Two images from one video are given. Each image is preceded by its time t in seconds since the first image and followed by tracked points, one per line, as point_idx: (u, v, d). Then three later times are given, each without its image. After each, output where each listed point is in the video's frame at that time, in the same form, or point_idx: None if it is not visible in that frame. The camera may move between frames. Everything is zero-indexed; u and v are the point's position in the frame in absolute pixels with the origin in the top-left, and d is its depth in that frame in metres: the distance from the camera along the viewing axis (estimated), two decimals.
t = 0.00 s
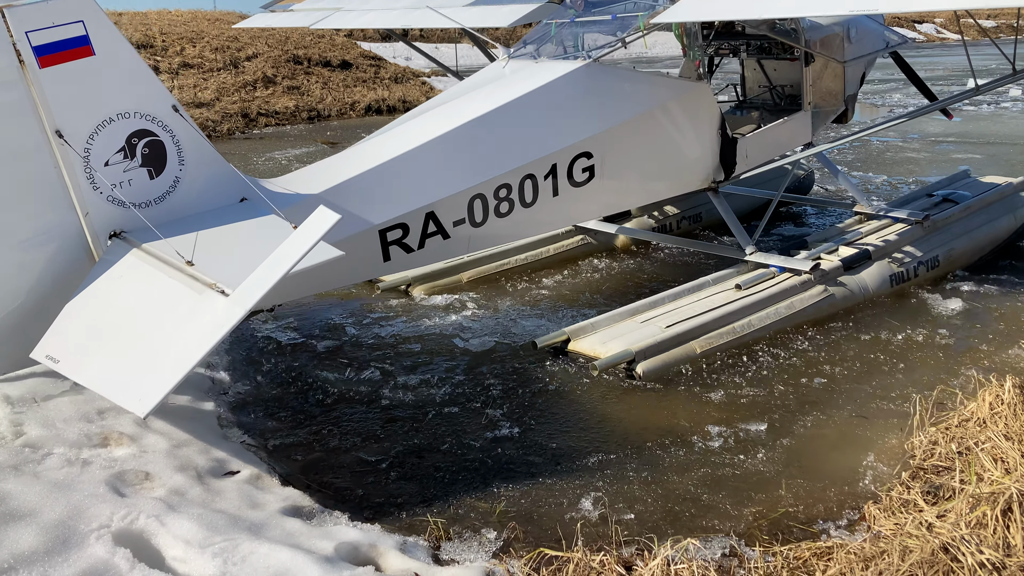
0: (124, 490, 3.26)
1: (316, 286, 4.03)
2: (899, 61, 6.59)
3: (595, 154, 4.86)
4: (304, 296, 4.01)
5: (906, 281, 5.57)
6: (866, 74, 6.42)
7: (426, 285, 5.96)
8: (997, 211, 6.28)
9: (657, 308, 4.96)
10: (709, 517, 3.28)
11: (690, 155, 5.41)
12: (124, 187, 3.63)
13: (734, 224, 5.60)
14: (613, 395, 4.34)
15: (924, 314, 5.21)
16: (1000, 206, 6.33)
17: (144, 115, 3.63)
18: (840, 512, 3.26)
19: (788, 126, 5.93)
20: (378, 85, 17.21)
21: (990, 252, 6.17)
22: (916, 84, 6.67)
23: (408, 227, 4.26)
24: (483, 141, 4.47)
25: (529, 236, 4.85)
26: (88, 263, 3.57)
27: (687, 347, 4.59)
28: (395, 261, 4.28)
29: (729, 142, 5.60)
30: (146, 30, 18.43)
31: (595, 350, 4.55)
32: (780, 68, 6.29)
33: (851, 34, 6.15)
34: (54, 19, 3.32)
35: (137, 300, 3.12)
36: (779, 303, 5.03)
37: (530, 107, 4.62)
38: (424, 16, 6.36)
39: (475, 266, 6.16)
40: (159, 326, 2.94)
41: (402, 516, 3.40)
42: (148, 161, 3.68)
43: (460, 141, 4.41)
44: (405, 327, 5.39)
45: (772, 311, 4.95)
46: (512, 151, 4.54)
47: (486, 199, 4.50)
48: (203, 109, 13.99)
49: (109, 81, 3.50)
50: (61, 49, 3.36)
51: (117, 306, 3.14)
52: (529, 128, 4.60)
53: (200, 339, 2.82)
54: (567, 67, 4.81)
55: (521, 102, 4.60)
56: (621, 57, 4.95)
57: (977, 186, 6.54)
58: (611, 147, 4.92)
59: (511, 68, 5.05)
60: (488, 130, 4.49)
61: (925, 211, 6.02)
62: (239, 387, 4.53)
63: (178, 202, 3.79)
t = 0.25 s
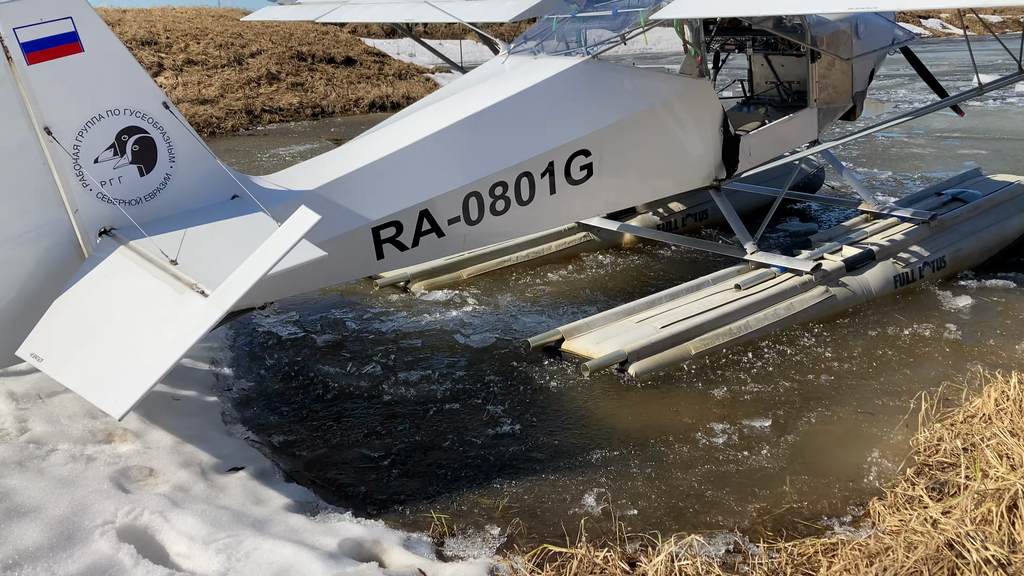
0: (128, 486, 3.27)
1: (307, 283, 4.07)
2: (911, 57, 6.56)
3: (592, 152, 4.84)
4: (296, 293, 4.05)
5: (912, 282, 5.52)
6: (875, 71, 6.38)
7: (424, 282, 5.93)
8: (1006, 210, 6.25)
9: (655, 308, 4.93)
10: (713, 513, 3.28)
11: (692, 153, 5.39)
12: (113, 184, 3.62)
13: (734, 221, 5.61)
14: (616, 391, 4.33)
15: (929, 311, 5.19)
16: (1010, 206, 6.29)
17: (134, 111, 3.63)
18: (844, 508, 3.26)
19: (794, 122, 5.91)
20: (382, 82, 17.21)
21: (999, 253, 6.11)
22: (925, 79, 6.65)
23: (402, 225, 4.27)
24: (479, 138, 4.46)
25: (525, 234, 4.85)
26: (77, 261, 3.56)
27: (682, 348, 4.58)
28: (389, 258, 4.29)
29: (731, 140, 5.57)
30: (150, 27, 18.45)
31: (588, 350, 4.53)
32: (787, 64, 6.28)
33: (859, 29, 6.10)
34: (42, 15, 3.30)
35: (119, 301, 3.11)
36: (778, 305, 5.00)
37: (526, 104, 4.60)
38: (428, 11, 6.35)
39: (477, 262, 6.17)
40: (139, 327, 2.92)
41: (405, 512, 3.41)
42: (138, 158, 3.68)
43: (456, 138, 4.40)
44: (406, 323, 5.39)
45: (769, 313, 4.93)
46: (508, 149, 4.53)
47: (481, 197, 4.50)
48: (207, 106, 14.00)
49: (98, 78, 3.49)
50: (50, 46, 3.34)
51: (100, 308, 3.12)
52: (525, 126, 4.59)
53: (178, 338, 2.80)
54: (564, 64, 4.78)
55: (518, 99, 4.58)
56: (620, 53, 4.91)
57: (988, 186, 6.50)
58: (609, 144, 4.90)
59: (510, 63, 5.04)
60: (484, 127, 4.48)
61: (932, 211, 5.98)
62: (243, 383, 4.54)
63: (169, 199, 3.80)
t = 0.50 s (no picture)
0: (133, 481, 3.28)
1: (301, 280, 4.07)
2: (919, 52, 6.54)
3: (590, 149, 4.84)
4: (287, 290, 4.06)
5: (914, 282, 5.49)
6: (883, 66, 6.34)
7: (424, 277, 5.97)
8: (1014, 209, 6.20)
9: (652, 307, 4.90)
10: (716, 508, 3.28)
11: (693, 150, 5.39)
12: (105, 180, 3.62)
13: (734, 217, 5.60)
14: (620, 386, 4.33)
15: (933, 308, 5.18)
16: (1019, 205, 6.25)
17: (125, 107, 3.62)
18: (848, 503, 3.26)
19: (798, 119, 5.90)
20: (386, 77, 17.22)
21: (1007, 252, 6.07)
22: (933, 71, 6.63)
23: (396, 222, 4.26)
24: (475, 135, 4.45)
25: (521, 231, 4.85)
26: (68, 256, 3.58)
27: (678, 348, 4.55)
28: (382, 255, 4.29)
29: (733, 138, 5.57)
30: (155, 23, 18.47)
31: (582, 349, 4.52)
32: (794, 59, 6.27)
33: (865, 25, 6.08)
34: (32, 11, 3.30)
35: (105, 296, 3.12)
36: (776, 304, 4.97)
37: (523, 101, 4.58)
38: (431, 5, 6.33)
39: (477, 258, 6.15)
40: (121, 323, 2.94)
41: (409, 507, 3.41)
42: (130, 154, 3.68)
43: (452, 134, 4.40)
44: (408, 319, 5.38)
45: (766, 313, 4.89)
46: (504, 146, 4.52)
47: (476, 194, 4.50)
48: (212, 102, 14.02)
49: (89, 73, 3.48)
50: (40, 42, 3.33)
51: (83, 303, 3.14)
52: (522, 122, 4.58)
53: (157, 337, 2.81)
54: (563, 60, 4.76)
55: (516, 95, 4.57)
56: (620, 48, 4.94)
57: (997, 184, 6.46)
58: (607, 141, 4.89)
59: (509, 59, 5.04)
60: (480, 124, 4.47)
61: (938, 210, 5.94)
62: (247, 378, 4.56)
63: (160, 196, 3.81)
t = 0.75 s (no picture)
0: (136, 475, 3.28)
1: (294, 276, 4.06)
2: (925, 46, 6.51)
3: (589, 145, 4.83)
4: (281, 286, 4.06)
5: (918, 279, 5.47)
6: (888, 60, 6.33)
7: (424, 273, 5.92)
8: (1020, 206, 6.20)
9: (650, 304, 4.84)
10: (719, 502, 3.27)
11: (694, 146, 5.38)
12: (96, 176, 3.58)
13: (734, 215, 5.56)
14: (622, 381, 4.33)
15: (936, 304, 5.18)
16: None
17: (117, 101, 3.58)
18: (852, 497, 3.26)
19: (800, 114, 5.90)
20: (389, 72, 17.20)
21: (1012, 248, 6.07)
22: (940, 66, 6.60)
23: (391, 218, 4.25)
24: (472, 130, 4.45)
25: (517, 227, 4.84)
26: (59, 252, 3.52)
27: (675, 346, 4.49)
28: (377, 251, 4.28)
29: (736, 132, 5.56)
30: (158, 17, 18.47)
31: (578, 347, 4.45)
32: (798, 53, 6.28)
33: (870, 19, 6.06)
34: (21, 5, 3.24)
35: (93, 293, 3.11)
36: (775, 302, 4.91)
37: (519, 96, 4.58)
38: None
39: (478, 253, 6.08)
40: (106, 319, 2.95)
41: (412, 501, 3.41)
42: (122, 149, 3.64)
43: (449, 129, 4.39)
44: (409, 314, 5.38)
45: (766, 310, 4.83)
46: (501, 141, 4.52)
47: (473, 189, 4.49)
48: (215, 97, 14.03)
49: (80, 67, 3.44)
50: (29, 36, 3.28)
51: (70, 298, 3.14)
52: (519, 117, 4.57)
53: (140, 334, 2.82)
54: (561, 54, 4.76)
55: (512, 91, 4.56)
56: (619, 42, 4.90)
57: (1003, 180, 6.45)
58: (605, 137, 4.88)
59: (508, 53, 5.04)
60: (477, 119, 4.47)
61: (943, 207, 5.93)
62: (250, 372, 4.56)
63: (153, 191, 3.76)
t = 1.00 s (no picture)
0: (140, 470, 3.28)
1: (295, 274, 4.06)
2: (929, 40, 6.48)
3: (591, 140, 4.81)
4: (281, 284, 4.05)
5: (923, 275, 5.45)
6: (891, 54, 6.30)
7: (424, 271, 5.91)
8: None
9: (653, 300, 4.84)
10: (722, 497, 3.27)
11: (697, 141, 5.38)
12: (94, 173, 3.57)
13: (738, 211, 5.55)
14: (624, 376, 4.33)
15: (939, 300, 5.17)
16: None
17: (114, 98, 3.57)
18: (855, 491, 3.26)
19: (804, 109, 5.89)
20: (392, 67, 17.18)
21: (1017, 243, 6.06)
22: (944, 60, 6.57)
23: (392, 214, 4.24)
24: (472, 126, 4.45)
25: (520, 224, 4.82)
26: (57, 250, 3.53)
27: (679, 343, 4.47)
28: (378, 248, 4.27)
29: (739, 127, 5.54)
30: (160, 12, 18.46)
31: (581, 343, 4.47)
32: (800, 48, 6.30)
33: (873, 13, 6.03)
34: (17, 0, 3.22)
35: (93, 291, 3.11)
36: (781, 298, 4.89)
37: (520, 92, 4.58)
38: None
39: (477, 250, 6.08)
40: (105, 319, 2.94)
41: (415, 495, 3.42)
42: (119, 146, 3.62)
43: (449, 125, 4.39)
44: (411, 310, 5.38)
45: (772, 306, 4.81)
46: (502, 137, 4.50)
47: (475, 185, 4.47)
48: (218, 92, 14.02)
49: (77, 63, 3.43)
50: (26, 31, 3.26)
51: (68, 298, 3.13)
52: (521, 112, 4.56)
53: (141, 334, 2.82)
54: (562, 49, 4.76)
55: (512, 87, 4.56)
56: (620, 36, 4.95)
57: (1007, 175, 6.43)
58: (607, 132, 4.87)
59: (508, 48, 5.06)
60: (477, 115, 4.46)
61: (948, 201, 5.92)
62: (253, 367, 4.57)
63: (152, 187, 3.77)
